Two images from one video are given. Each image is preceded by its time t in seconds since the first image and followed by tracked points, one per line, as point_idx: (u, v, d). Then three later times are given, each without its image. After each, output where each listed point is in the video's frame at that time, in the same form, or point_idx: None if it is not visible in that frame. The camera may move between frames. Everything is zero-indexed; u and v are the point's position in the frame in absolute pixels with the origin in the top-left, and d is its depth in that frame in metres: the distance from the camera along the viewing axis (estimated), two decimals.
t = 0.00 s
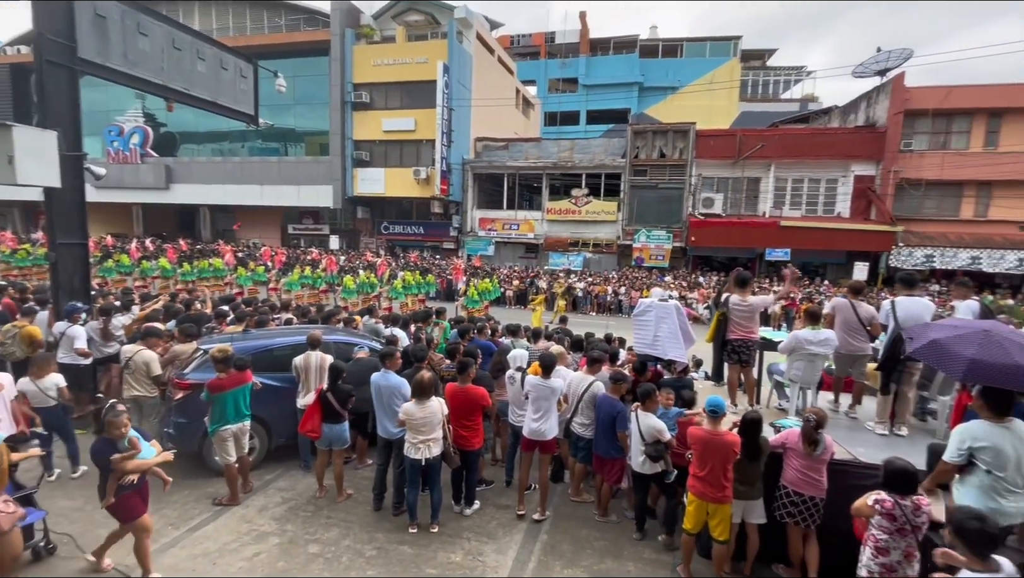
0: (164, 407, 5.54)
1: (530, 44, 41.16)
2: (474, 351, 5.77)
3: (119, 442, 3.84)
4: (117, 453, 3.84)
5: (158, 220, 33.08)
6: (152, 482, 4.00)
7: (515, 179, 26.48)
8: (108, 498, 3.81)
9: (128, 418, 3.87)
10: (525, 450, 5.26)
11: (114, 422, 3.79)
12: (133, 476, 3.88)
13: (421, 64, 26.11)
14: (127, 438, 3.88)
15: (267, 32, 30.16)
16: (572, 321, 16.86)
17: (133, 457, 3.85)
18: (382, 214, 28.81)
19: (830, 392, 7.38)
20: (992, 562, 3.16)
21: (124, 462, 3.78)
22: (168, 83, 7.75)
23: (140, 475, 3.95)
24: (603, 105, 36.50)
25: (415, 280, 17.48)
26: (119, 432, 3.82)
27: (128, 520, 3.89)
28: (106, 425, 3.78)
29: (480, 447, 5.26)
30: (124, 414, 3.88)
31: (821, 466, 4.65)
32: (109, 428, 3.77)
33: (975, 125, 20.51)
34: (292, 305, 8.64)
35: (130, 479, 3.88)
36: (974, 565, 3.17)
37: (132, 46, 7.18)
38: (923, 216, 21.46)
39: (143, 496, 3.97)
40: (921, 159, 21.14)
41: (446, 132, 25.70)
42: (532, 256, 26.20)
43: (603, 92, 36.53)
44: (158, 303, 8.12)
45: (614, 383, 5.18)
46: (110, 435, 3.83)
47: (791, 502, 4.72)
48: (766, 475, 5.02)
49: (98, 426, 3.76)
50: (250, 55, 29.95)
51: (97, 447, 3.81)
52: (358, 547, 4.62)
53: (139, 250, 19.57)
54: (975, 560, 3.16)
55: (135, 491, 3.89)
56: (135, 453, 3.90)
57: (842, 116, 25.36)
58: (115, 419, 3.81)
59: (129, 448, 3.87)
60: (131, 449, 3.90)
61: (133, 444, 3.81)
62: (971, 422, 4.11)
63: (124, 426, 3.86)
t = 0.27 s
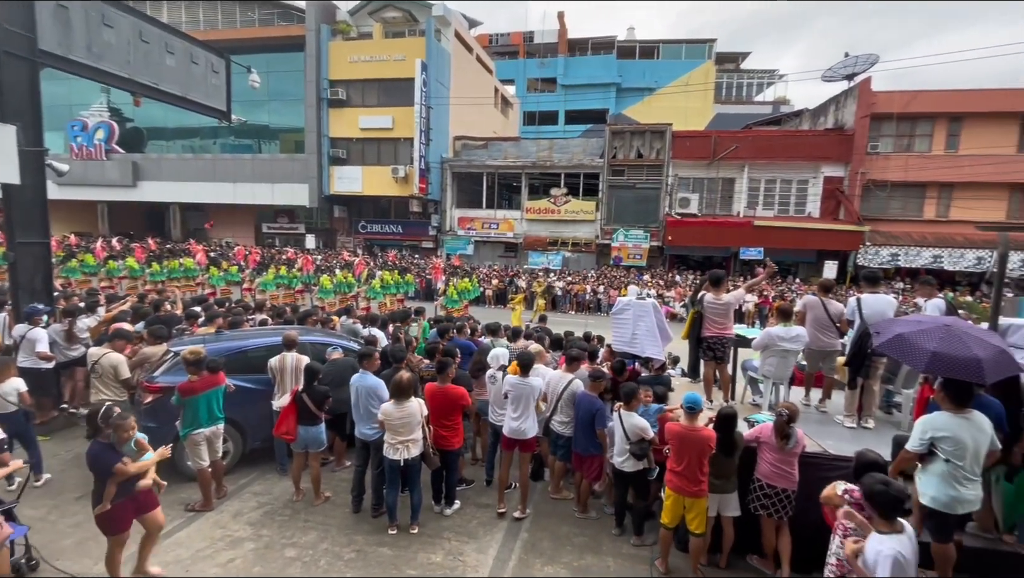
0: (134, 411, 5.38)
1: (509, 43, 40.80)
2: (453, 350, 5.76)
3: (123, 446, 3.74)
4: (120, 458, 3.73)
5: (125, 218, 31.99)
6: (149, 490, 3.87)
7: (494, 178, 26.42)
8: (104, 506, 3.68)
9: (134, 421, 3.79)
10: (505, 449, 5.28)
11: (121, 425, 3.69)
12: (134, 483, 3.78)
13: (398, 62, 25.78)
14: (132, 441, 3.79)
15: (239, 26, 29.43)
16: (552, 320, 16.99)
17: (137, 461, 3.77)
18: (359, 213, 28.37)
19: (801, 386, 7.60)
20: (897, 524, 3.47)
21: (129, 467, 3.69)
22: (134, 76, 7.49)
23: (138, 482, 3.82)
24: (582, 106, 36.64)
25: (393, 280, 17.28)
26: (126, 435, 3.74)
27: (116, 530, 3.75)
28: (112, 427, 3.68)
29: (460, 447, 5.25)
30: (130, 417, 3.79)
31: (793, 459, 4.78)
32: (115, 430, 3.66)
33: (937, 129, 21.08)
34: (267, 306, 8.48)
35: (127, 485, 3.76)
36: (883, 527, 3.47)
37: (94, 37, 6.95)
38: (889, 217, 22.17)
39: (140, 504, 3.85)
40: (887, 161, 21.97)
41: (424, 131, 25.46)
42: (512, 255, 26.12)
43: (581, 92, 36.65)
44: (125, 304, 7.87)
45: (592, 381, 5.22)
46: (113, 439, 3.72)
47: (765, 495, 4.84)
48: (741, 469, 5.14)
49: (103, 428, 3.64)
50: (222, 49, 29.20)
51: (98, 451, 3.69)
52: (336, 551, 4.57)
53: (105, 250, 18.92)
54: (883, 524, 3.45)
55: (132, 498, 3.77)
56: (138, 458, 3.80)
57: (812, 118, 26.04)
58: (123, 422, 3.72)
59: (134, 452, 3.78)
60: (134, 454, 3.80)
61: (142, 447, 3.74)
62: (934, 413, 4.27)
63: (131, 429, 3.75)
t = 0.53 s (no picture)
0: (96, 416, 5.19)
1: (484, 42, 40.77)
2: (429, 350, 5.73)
3: (124, 454, 3.62)
4: (122, 467, 3.60)
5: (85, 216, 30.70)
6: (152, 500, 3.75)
7: (471, 177, 26.27)
8: (108, 518, 3.56)
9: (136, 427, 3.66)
10: (482, 449, 5.28)
11: (122, 432, 3.55)
12: (137, 492, 3.66)
13: (373, 58, 25.21)
14: (133, 449, 3.66)
15: (206, 18, 28.51)
16: (530, 319, 17.08)
17: (140, 470, 3.64)
18: (333, 211, 27.81)
19: (770, 382, 7.82)
20: (816, 504, 3.68)
21: (132, 477, 3.57)
22: (97, 69, 7.34)
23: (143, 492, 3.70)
24: (558, 106, 36.75)
25: (369, 280, 17.08)
26: (128, 442, 3.61)
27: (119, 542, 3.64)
28: (113, 434, 3.55)
29: (437, 447, 5.23)
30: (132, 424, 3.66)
31: (763, 452, 4.91)
32: (116, 438, 3.53)
33: (897, 132, 22.59)
34: (237, 306, 8.27)
35: (130, 496, 3.63)
36: (802, 506, 3.67)
37: (53, 29, 6.64)
38: (853, 218, 23.32)
39: (144, 515, 3.73)
40: (851, 163, 22.91)
41: (400, 128, 25.10)
42: (489, 255, 25.87)
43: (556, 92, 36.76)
44: (86, 305, 7.59)
45: (568, 378, 5.27)
46: (115, 447, 3.60)
47: (736, 487, 4.96)
48: (713, 463, 5.25)
49: (103, 436, 3.51)
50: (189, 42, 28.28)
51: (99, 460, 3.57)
52: (310, 555, 4.49)
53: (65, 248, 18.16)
54: (802, 503, 3.67)
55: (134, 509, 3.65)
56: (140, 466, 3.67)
57: (781, 121, 26.75)
58: (124, 429, 3.58)
59: (136, 460, 3.65)
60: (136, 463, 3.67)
61: (144, 455, 3.61)
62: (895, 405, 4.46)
63: (132, 437, 3.61)
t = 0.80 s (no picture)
0: (56, 423, 4.98)
1: (461, 41, 40.59)
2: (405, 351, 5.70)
3: (124, 453, 3.58)
4: (123, 467, 3.55)
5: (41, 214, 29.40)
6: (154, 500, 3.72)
7: (448, 176, 26.03)
8: (109, 519, 3.53)
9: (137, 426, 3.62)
10: (460, 448, 5.27)
11: (121, 431, 3.50)
12: (137, 494, 3.60)
13: (348, 55, 24.72)
14: (133, 447, 3.62)
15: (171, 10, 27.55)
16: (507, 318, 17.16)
17: (138, 470, 3.59)
18: (306, 210, 27.25)
19: (742, 378, 8.03)
20: (742, 489, 3.96)
21: (128, 478, 3.51)
22: (53, 60, 6.91)
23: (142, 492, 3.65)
24: (535, 105, 36.75)
25: (345, 280, 16.90)
26: (128, 441, 3.57)
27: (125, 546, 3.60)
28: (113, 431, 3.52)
29: (414, 448, 5.19)
30: (133, 422, 3.61)
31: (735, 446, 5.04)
32: (116, 437, 3.49)
33: (861, 136, 23.50)
34: (206, 307, 8.06)
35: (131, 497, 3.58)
36: (730, 491, 3.97)
37: (6, 17, 6.13)
38: (819, 218, 24.09)
39: (145, 516, 3.69)
40: (817, 165, 23.68)
41: (375, 126, 24.73)
42: (466, 254, 25.76)
43: (532, 91, 36.81)
44: (45, 307, 7.29)
45: (546, 377, 5.31)
46: (116, 446, 3.57)
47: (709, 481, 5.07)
48: (687, 459, 5.36)
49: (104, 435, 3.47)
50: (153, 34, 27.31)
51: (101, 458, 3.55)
52: (284, 560, 4.41)
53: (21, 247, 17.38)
54: (728, 489, 3.96)
55: (137, 509, 3.61)
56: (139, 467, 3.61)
57: (751, 124, 27.41)
58: (124, 427, 3.54)
59: (134, 460, 3.60)
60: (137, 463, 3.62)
61: (141, 455, 3.54)
62: (857, 399, 4.64)
63: (134, 435, 3.58)
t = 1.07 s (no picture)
0: (7, 431, 4.74)
1: (432, 38, 40.22)
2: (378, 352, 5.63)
3: (120, 469, 3.48)
4: (120, 484, 3.46)
5: None
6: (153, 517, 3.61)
7: (421, 175, 25.63)
8: (110, 536, 3.46)
9: (134, 440, 3.50)
10: (434, 449, 5.23)
11: (117, 447, 3.41)
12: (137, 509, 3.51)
13: (318, 50, 24.17)
14: (130, 463, 3.51)
15: None
16: (482, 318, 17.17)
17: (135, 488, 3.48)
18: (274, 208, 26.49)
19: (711, 374, 8.24)
20: (683, 475, 4.06)
21: (125, 497, 3.40)
22: (5, 51, 6.52)
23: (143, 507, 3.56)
24: (508, 105, 36.65)
25: (314, 280, 16.75)
26: (126, 456, 3.46)
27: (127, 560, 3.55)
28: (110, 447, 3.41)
29: (388, 450, 5.13)
30: (132, 437, 3.51)
31: (705, 441, 5.16)
32: (111, 453, 3.40)
33: (823, 140, 24.34)
34: (169, 309, 7.80)
35: (130, 512, 3.51)
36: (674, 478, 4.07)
37: None
38: (785, 219, 24.87)
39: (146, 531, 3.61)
40: (782, 167, 24.43)
41: (346, 123, 24.24)
42: (439, 254, 25.56)
43: (505, 91, 36.72)
44: None
45: (520, 376, 5.33)
46: (113, 461, 3.46)
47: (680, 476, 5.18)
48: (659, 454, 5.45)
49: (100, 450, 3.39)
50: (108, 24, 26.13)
51: (99, 473, 3.46)
52: (254, 567, 4.30)
53: None
54: (673, 474, 4.05)
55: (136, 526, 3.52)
56: (136, 483, 3.51)
57: (719, 126, 28.03)
58: (120, 442, 3.43)
59: (131, 477, 3.49)
60: (134, 479, 3.52)
61: (138, 473, 3.43)
62: (819, 393, 4.82)
63: (131, 451, 3.47)
